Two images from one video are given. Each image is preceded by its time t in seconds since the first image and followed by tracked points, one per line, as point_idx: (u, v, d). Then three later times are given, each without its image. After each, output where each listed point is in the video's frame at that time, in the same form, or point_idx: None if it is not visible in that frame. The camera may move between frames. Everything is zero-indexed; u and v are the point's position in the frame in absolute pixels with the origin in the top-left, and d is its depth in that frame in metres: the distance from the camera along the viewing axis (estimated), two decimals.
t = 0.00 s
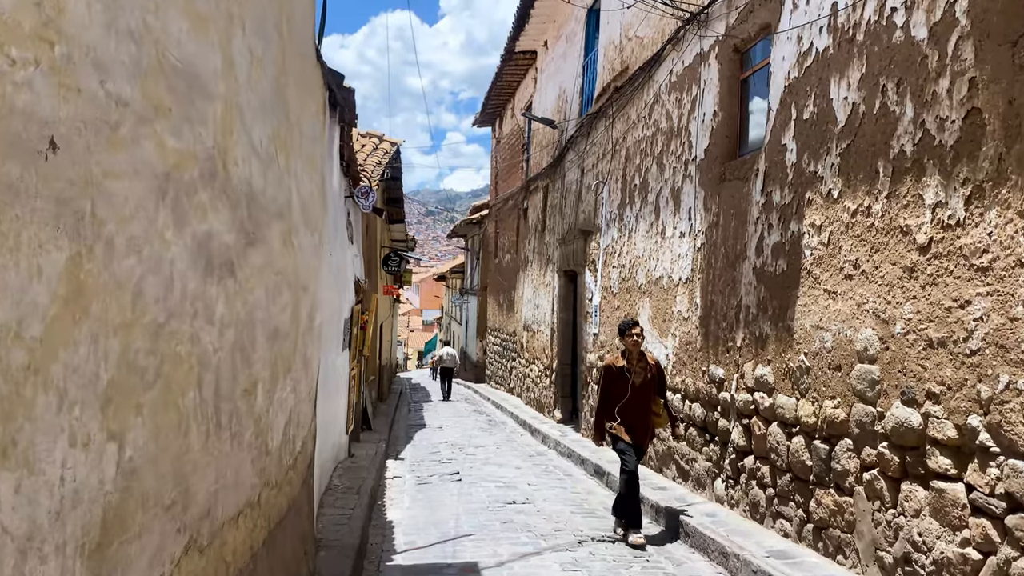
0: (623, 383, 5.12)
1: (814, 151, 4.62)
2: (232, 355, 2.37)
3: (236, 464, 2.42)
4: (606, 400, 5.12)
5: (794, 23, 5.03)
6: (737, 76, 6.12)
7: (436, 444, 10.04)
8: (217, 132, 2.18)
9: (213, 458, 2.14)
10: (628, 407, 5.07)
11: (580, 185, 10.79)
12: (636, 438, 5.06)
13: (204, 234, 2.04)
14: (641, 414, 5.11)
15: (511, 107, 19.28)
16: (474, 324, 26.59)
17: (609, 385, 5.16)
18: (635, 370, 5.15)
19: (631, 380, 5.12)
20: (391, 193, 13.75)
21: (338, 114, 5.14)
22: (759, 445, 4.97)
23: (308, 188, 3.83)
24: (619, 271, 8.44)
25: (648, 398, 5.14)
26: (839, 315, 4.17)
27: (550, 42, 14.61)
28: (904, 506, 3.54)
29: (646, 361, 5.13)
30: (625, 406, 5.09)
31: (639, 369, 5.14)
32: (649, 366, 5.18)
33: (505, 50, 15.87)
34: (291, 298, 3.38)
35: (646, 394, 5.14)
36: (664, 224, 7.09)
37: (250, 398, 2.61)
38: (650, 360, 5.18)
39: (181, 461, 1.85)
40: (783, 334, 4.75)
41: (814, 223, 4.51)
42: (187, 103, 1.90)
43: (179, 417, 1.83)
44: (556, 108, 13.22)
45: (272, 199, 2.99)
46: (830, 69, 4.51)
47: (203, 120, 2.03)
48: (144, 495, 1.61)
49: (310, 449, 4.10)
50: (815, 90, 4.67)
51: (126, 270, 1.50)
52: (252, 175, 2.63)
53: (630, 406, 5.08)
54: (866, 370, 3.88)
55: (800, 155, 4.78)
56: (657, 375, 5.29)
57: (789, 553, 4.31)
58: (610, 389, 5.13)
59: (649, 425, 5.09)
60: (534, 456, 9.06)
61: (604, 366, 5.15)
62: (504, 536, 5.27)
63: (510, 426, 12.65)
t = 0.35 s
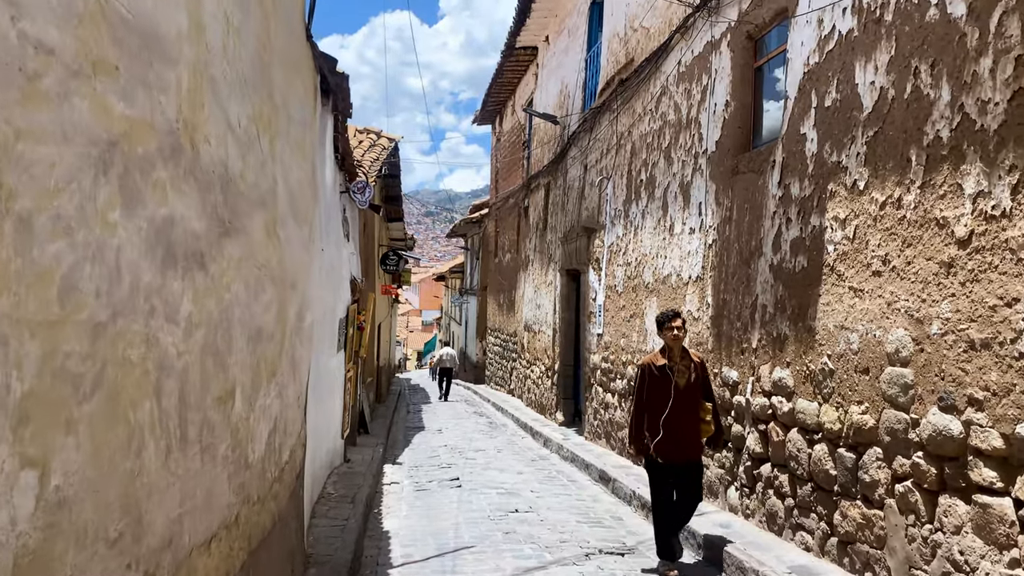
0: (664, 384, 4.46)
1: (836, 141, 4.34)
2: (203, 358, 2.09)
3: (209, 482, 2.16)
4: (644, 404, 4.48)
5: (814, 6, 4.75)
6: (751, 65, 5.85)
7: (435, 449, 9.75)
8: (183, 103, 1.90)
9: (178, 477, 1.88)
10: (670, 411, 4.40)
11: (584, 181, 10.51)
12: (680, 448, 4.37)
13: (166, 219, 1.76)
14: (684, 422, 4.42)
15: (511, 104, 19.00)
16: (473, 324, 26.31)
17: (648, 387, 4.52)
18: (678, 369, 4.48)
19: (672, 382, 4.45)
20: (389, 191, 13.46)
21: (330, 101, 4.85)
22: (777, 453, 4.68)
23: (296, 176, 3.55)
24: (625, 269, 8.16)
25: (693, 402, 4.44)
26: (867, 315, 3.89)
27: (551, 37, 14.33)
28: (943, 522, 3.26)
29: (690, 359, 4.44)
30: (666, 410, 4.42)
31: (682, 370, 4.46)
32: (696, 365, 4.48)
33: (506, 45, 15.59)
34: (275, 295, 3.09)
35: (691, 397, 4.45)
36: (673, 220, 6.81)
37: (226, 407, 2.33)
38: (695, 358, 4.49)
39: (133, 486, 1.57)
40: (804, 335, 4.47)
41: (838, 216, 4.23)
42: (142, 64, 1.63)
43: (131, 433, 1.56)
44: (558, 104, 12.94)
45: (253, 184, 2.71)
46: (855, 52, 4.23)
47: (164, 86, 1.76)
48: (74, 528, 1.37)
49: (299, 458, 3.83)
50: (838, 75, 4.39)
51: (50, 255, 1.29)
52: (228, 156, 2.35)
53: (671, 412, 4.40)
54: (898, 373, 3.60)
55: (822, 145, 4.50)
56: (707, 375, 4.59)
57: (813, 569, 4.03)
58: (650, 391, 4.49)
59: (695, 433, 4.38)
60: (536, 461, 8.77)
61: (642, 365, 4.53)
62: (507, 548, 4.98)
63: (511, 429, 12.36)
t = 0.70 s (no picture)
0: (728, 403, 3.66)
1: (864, 128, 4.02)
2: (154, 366, 1.78)
3: (164, 510, 1.85)
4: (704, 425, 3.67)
5: None
6: (766, 51, 5.53)
7: (432, 453, 9.43)
8: (125, 59, 1.59)
9: (116, 511, 1.57)
10: (734, 434, 3.60)
11: (586, 177, 10.19)
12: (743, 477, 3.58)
13: (97, 199, 1.45)
14: (751, 447, 3.61)
15: (511, 101, 18.67)
16: (473, 324, 26.01)
17: (708, 405, 3.69)
18: (745, 385, 3.69)
19: (738, 400, 3.65)
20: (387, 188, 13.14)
21: (319, 87, 4.53)
22: (799, 463, 4.37)
23: (277, 162, 3.24)
24: (630, 268, 7.84)
25: (763, 424, 3.65)
26: (901, 315, 3.58)
27: (553, 31, 14.00)
28: (992, 544, 2.94)
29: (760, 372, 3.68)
30: (727, 432, 3.63)
31: (750, 386, 3.68)
32: (766, 381, 3.71)
33: (506, 40, 15.26)
34: (251, 293, 2.78)
35: (760, 419, 3.65)
36: (681, 215, 6.49)
37: (187, 421, 2.02)
38: (764, 372, 3.71)
39: (37, 530, 1.28)
40: (828, 337, 4.16)
41: (867, 208, 3.92)
42: (58, 6, 1.34)
43: (35, 463, 1.28)
44: (559, 98, 12.61)
45: (222, 166, 2.40)
46: (885, 31, 3.90)
47: (95, 38, 1.46)
48: None
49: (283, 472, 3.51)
50: (866, 57, 4.06)
51: None
52: (188, 131, 2.03)
53: (735, 433, 3.61)
54: (939, 379, 3.29)
55: (848, 132, 4.18)
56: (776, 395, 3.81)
57: None
58: (711, 410, 3.67)
59: (763, 462, 3.59)
60: (537, 466, 8.46)
61: (703, 378, 3.69)
62: (508, 564, 4.67)
63: (511, 432, 12.05)
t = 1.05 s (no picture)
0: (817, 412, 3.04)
1: (903, 104, 3.70)
2: (102, 359, 1.47)
3: (112, 536, 1.52)
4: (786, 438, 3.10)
5: None
6: (789, 29, 5.22)
7: (434, 455, 9.11)
8: None
9: (41, 542, 1.25)
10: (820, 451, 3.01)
11: (592, 170, 9.87)
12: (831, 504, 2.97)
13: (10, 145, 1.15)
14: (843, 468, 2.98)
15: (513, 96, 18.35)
16: (473, 323, 25.71)
17: (790, 418, 3.10)
18: (838, 391, 3.05)
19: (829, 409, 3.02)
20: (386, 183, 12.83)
21: (313, 63, 4.22)
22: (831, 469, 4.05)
23: (262, 136, 2.92)
24: (639, 262, 7.52)
25: (863, 440, 2.99)
26: (950, 307, 3.26)
27: (556, 22, 13.68)
28: None
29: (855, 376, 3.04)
30: (813, 449, 3.03)
31: (844, 394, 3.04)
32: (866, 386, 3.05)
33: (508, 32, 14.93)
34: (231, 280, 2.46)
35: (859, 434, 3.00)
36: (696, 206, 6.18)
37: (148, 427, 1.72)
38: (861, 376, 3.06)
39: None
40: (864, 332, 3.84)
41: (908, 191, 3.60)
42: None
43: None
44: (563, 91, 12.30)
45: (194, 129, 2.08)
46: None
47: None
48: None
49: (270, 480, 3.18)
50: (906, 28, 3.74)
51: None
52: (149, 83, 1.72)
53: (823, 451, 3.01)
54: (996, 378, 2.97)
55: (884, 110, 3.86)
56: (882, 403, 3.13)
57: None
58: (791, 422, 3.09)
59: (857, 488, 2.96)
60: (543, 469, 8.14)
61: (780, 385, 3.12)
62: None
63: (514, 433, 11.74)
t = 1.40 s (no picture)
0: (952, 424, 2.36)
1: (947, 82, 3.39)
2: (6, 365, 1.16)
3: None
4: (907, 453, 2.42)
5: None
6: (812, 9, 4.89)
7: (434, 460, 8.79)
8: None
9: None
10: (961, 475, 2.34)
11: (597, 164, 9.54)
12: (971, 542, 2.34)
13: None
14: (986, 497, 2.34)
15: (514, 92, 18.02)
16: (473, 323, 25.42)
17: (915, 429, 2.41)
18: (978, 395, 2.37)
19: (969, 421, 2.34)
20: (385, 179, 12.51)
21: (301, 39, 3.90)
22: (864, 478, 3.73)
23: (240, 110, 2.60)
24: (648, 259, 7.21)
25: (1008, 461, 2.36)
26: (1006, 303, 2.94)
27: (559, 15, 13.36)
28: None
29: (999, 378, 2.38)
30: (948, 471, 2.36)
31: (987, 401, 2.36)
32: (1010, 390, 2.40)
33: (509, 26, 14.60)
34: (201, 270, 2.15)
35: (1002, 453, 2.36)
36: (710, 199, 5.87)
37: (81, 446, 1.41)
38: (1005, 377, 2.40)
39: None
40: (902, 331, 3.52)
41: (954, 177, 3.28)
42: None
43: None
44: (566, 84, 11.97)
45: (149, 90, 1.75)
46: None
47: None
48: None
49: (252, 495, 2.87)
50: None
51: None
52: (83, 25, 1.40)
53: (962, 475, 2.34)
54: None
55: (924, 89, 3.54)
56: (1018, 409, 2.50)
57: None
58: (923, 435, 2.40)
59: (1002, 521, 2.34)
60: (547, 474, 7.82)
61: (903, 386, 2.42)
62: None
63: (517, 435, 11.44)
